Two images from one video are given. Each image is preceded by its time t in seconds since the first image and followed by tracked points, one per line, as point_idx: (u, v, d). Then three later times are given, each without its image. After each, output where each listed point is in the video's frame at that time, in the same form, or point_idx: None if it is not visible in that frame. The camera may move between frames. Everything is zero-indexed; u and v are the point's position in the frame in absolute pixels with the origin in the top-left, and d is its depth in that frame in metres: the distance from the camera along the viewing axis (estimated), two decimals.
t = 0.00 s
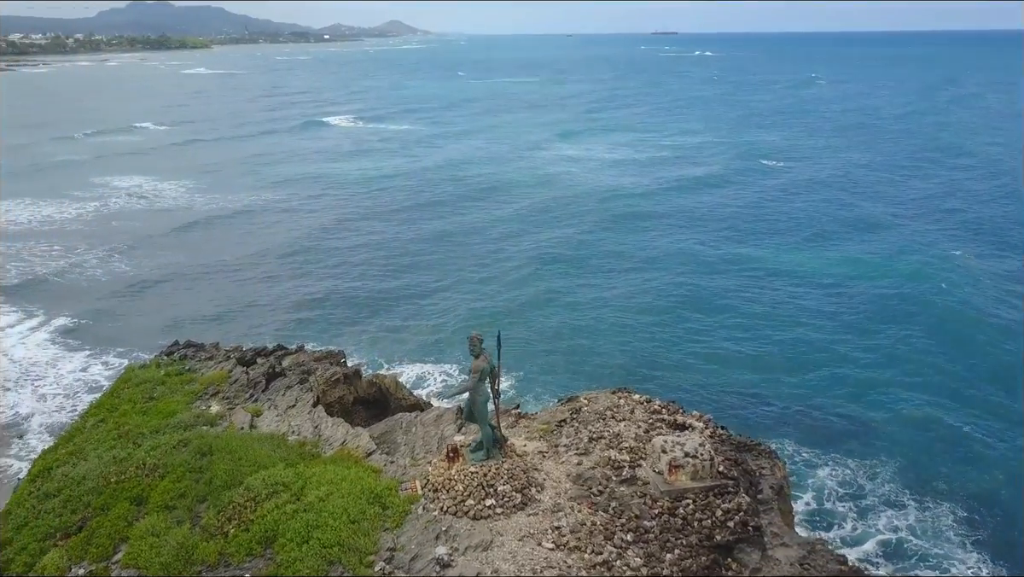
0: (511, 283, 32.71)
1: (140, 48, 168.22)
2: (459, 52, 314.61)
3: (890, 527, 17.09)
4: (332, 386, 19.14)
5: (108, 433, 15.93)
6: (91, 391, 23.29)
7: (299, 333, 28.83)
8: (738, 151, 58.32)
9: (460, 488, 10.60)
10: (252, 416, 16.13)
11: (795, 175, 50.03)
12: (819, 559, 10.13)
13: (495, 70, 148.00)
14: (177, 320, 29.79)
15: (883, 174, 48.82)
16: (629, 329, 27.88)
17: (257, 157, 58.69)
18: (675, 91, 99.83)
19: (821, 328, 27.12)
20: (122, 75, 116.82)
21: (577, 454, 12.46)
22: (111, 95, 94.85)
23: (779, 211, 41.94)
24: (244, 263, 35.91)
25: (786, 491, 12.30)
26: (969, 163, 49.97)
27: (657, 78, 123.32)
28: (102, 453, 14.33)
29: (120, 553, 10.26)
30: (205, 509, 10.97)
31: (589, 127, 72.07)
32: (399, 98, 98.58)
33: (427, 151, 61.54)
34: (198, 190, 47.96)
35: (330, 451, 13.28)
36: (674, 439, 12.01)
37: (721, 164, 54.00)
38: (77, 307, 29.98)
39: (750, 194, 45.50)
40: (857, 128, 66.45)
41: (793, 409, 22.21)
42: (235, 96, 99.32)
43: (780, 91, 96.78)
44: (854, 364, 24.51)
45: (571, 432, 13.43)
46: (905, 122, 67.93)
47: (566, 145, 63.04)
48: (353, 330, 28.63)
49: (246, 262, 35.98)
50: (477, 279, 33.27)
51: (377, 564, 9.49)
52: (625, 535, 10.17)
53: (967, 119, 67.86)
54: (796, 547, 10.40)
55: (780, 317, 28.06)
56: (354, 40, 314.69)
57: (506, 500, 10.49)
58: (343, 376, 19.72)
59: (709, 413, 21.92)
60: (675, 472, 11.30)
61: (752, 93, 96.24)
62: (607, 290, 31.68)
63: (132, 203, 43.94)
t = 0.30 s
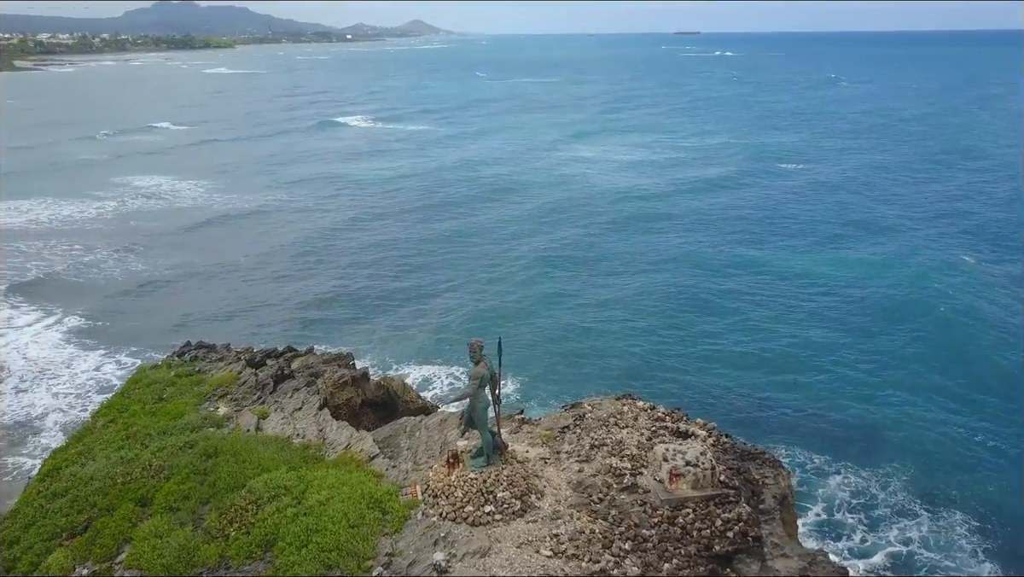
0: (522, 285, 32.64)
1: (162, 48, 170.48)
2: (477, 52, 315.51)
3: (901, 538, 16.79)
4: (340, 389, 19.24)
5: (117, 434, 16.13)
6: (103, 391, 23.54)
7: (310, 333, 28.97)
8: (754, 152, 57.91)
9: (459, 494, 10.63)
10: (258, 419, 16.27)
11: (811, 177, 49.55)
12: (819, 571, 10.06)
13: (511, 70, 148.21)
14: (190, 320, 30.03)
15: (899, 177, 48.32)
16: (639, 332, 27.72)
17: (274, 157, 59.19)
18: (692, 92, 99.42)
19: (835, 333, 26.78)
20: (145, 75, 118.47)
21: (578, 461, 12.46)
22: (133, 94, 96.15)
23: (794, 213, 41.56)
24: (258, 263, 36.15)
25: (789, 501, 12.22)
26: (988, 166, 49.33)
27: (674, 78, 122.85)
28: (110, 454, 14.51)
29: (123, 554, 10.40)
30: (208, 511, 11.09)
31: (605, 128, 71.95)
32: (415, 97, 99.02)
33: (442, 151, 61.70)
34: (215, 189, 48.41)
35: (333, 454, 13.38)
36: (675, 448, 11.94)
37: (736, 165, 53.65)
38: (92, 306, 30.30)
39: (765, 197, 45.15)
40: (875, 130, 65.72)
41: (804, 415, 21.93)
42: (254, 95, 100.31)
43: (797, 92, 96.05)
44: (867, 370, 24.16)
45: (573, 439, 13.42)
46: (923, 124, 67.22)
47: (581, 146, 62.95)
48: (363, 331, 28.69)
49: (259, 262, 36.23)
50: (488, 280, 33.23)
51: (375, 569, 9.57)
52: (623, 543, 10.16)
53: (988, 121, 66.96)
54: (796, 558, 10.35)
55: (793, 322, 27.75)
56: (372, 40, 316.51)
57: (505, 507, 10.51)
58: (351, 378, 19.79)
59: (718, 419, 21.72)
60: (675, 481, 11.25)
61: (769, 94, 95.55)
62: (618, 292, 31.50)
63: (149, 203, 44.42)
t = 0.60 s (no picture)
0: (532, 287, 32.57)
1: (183, 48, 172.56)
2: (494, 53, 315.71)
3: (910, 550, 16.57)
4: (347, 391, 19.34)
5: (126, 434, 16.33)
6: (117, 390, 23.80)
7: (321, 334, 29.12)
8: (769, 154, 57.47)
9: (458, 500, 10.69)
10: (265, 421, 16.41)
11: (827, 179, 49.09)
12: None
13: (527, 70, 148.36)
14: (202, 321, 30.25)
15: (916, 179, 47.78)
16: (649, 335, 27.54)
17: (290, 157, 59.62)
18: (709, 93, 98.91)
19: (847, 338, 26.44)
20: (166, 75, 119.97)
21: (580, 467, 12.45)
22: (153, 95, 97.31)
23: (809, 215, 41.13)
24: (271, 263, 36.38)
25: (792, 511, 12.14)
26: (1008, 169, 48.66)
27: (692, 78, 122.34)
28: (118, 455, 14.68)
29: (126, 555, 10.54)
30: (211, 514, 11.20)
31: (619, 129, 71.77)
32: (431, 98, 99.35)
33: (456, 152, 61.82)
34: (232, 189, 48.85)
35: (337, 457, 13.48)
36: (677, 456, 11.91)
37: (751, 167, 53.25)
38: (106, 305, 30.62)
39: (781, 199, 44.74)
40: (894, 132, 64.94)
41: (815, 422, 21.63)
42: (273, 95, 101.20)
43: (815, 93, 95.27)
44: (879, 377, 23.82)
45: (575, 446, 13.42)
46: (942, 125, 66.46)
47: (596, 147, 62.79)
48: (374, 332, 28.76)
49: (272, 263, 36.44)
50: (499, 282, 33.19)
51: (373, 574, 9.63)
52: (621, 552, 10.15)
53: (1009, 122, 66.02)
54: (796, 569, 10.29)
55: (804, 326, 27.49)
56: (391, 41, 318.32)
57: (504, 513, 10.54)
58: (359, 382, 19.94)
59: (727, 424, 21.56)
60: (676, 489, 11.23)
61: (787, 95, 94.83)
62: (629, 294, 31.35)
63: (165, 203, 44.86)
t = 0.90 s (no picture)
0: (542, 289, 32.47)
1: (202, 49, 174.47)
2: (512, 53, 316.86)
3: (920, 561, 16.35)
4: (355, 394, 19.45)
5: (135, 435, 16.56)
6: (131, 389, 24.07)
7: (331, 335, 29.24)
8: (784, 156, 56.98)
9: (458, 506, 10.75)
10: (271, 424, 16.55)
11: (842, 182, 48.55)
12: None
13: (543, 70, 148.54)
14: (214, 321, 30.48)
15: (931, 181, 47.29)
16: (658, 339, 27.34)
17: (304, 157, 60.01)
18: (726, 94, 98.30)
19: (860, 344, 26.08)
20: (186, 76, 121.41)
21: (581, 474, 12.46)
22: (172, 95, 98.38)
23: (824, 218, 40.68)
24: (284, 263, 36.59)
25: (795, 521, 12.07)
26: None
27: (708, 78, 121.68)
28: (126, 455, 14.88)
29: (130, 555, 10.68)
30: (214, 516, 11.33)
31: (634, 130, 71.48)
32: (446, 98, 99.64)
33: (470, 152, 61.93)
34: (247, 190, 49.24)
35: (340, 461, 13.59)
36: (678, 464, 11.86)
37: (766, 169, 52.80)
38: (120, 305, 30.93)
39: (796, 201, 44.30)
40: (912, 134, 64.13)
41: (825, 430, 21.34)
42: (289, 95, 101.96)
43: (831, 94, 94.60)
44: (892, 385, 23.47)
45: (577, 452, 13.43)
46: (961, 127, 65.73)
47: (610, 148, 62.60)
48: (383, 333, 28.82)
49: (285, 263, 36.64)
50: (508, 284, 33.13)
51: None
52: (619, 560, 10.16)
53: None
54: None
55: (816, 330, 27.28)
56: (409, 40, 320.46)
57: (504, 520, 10.57)
58: (366, 385, 20.12)
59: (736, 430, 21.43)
60: (676, 498, 11.19)
61: (804, 96, 93.99)
62: (639, 297, 31.16)
63: (180, 203, 45.31)
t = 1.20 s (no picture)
0: (554, 292, 32.35)
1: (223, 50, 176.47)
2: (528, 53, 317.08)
3: (931, 571, 16.08)
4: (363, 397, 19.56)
5: (144, 436, 16.78)
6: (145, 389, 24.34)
7: (342, 336, 29.36)
8: (800, 158, 56.42)
9: (458, 512, 10.81)
10: (278, 426, 16.71)
11: (860, 184, 47.95)
12: None
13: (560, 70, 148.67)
14: (227, 322, 30.70)
15: (951, 184, 46.71)
16: (669, 344, 27.11)
17: (321, 157, 60.40)
18: (743, 94, 97.64)
19: (875, 351, 25.67)
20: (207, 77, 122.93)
21: (583, 481, 12.48)
22: (192, 95, 99.48)
23: (840, 222, 40.18)
24: (297, 264, 36.76)
25: (799, 532, 12.00)
26: None
27: (725, 79, 121.08)
28: (135, 456, 15.09)
29: (135, 556, 10.85)
30: (218, 518, 11.47)
31: (649, 131, 71.15)
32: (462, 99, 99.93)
33: (484, 153, 61.98)
34: (263, 190, 49.63)
35: (345, 465, 13.70)
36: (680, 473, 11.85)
37: (782, 171, 52.29)
38: (135, 305, 31.24)
39: (811, 204, 43.82)
40: (932, 136, 63.21)
41: (836, 438, 21.02)
42: (307, 95, 102.73)
43: (851, 94, 93.70)
44: (908, 392, 23.06)
45: (580, 459, 13.45)
46: (983, 129, 64.84)
47: (624, 149, 62.38)
48: (394, 335, 28.85)
49: (298, 264, 36.85)
50: (519, 287, 33.04)
51: None
52: (618, 569, 10.17)
53: None
54: None
55: (829, 335, 27.03)
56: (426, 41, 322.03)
57: (504, 526, 10.62)
58: (375, 388, 20.24)
59: (746, 436, 21.27)
60: (678, 507, 11.18)
61: (822, 96, 93.10)
62: (651, 301, 30.94)
63: (198, 203, 45.84)
